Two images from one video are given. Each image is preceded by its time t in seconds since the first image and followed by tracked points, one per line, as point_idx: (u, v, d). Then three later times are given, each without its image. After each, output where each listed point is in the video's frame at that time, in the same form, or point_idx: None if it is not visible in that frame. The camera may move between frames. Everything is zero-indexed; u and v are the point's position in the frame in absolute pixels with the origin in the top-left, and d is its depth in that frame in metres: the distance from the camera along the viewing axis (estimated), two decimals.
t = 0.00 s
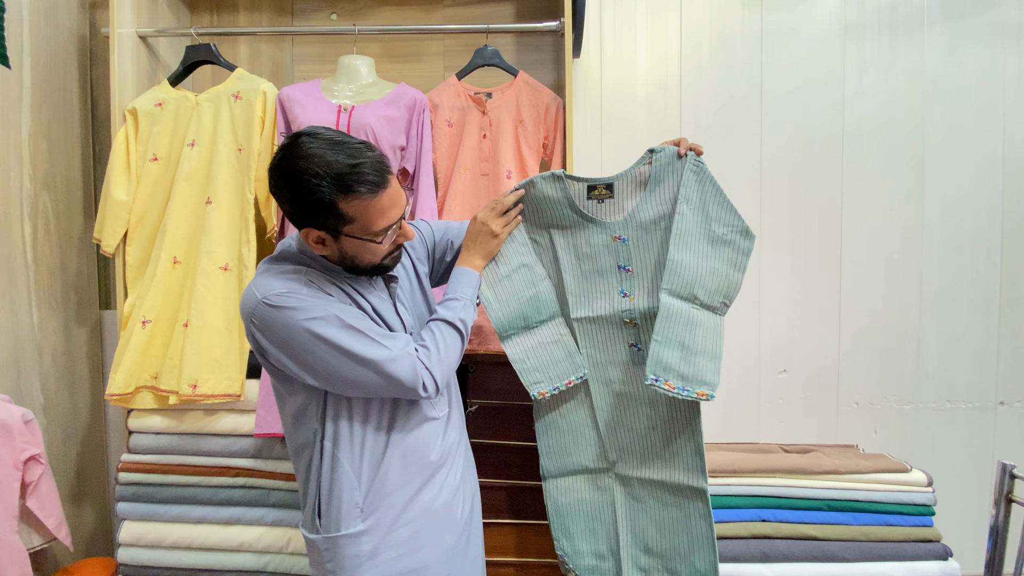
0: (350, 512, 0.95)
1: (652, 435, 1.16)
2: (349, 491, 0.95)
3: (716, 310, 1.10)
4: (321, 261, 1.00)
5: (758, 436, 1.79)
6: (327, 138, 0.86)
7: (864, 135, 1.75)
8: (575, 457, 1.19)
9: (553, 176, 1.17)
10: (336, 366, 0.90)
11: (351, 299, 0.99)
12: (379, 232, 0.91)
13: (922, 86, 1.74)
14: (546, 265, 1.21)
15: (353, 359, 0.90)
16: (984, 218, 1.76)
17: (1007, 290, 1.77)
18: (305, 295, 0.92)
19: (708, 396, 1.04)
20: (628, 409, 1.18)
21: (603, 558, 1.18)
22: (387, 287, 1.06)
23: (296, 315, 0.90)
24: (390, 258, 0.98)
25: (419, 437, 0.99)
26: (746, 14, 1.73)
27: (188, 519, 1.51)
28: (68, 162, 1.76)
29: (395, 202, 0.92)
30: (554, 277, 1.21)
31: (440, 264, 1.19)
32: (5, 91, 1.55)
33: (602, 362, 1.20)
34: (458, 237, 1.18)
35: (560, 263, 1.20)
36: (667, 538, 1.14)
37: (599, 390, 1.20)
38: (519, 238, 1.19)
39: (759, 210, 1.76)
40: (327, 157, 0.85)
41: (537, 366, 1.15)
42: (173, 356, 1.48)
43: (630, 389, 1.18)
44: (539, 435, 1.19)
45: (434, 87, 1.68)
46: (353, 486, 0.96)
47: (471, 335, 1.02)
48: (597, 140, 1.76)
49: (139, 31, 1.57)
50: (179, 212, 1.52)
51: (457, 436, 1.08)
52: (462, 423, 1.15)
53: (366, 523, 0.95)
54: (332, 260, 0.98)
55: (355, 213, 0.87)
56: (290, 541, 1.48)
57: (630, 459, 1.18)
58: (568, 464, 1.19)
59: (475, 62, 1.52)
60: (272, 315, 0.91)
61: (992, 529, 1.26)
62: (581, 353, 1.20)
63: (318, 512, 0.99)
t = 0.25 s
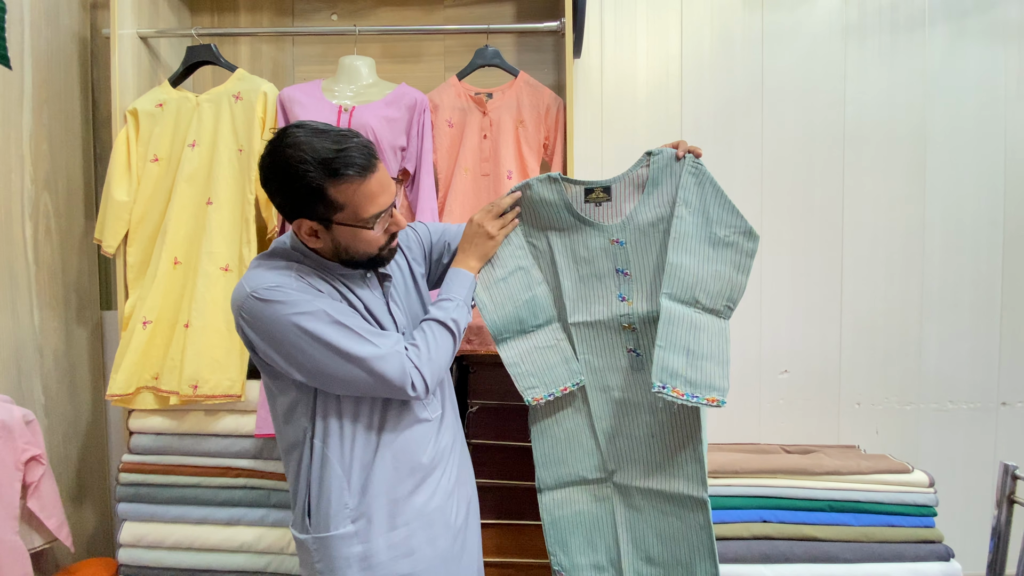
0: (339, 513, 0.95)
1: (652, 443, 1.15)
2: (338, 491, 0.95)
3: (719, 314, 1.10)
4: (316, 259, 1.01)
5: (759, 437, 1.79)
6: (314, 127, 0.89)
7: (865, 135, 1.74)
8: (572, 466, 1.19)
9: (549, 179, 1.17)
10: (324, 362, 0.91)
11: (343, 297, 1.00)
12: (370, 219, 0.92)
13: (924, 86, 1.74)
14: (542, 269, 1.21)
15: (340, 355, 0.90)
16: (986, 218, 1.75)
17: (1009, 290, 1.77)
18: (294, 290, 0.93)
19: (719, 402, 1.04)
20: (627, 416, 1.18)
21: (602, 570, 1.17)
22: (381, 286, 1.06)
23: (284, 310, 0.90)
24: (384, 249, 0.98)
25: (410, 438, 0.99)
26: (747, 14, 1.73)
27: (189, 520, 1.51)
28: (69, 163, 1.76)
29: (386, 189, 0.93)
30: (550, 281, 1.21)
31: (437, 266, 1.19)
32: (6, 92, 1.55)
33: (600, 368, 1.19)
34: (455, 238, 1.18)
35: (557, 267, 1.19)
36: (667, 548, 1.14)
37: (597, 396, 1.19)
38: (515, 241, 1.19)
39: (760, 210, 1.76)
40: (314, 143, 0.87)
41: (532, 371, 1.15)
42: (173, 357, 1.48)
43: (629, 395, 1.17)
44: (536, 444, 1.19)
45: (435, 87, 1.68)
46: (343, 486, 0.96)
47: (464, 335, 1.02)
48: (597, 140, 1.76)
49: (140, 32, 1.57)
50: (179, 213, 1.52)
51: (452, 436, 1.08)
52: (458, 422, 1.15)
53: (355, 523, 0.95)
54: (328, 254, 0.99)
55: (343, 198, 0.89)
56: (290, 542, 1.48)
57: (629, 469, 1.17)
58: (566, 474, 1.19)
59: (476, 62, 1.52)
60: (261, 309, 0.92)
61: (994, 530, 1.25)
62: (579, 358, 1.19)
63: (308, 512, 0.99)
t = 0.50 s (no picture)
0: (329, 514, 0.95)
1: (649, 447, 1.15)
2: (328, 491, 0.96)
3: (719, 315, 1.09)
4: (307, 256, 1.01)
5: (761, 437, 1.79)
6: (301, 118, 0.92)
7: (867, 134, 1.74)
8: (568, 472, 1.18)
9: (544, 179, 1.16)
10: (311, 359, 0.91)
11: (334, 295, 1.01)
12: (357, 207, 0.93)
13: (926, 85, 1.73)
14: (539, 270, 1.20)
15: (327, 352, 0.91)
16: (988, 217, 1.75)
17: (1011, 290, 1.76)
18: (283, 286, 0.94)
19: (709, 404, 1.05)
20: (624, 418, 1.17)
21: None
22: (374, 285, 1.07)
23: (272, 306, 0.91)
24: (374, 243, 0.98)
25: (401, 439, 0.98)
26: (749, 13, 1.73)
27: (190, 520, 1.51)
28: (70, 163, 1.76)
29: (373, 178, 0.94)
30: (547, 282, 1.20)
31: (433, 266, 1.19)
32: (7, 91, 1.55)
33: (597, 370, 1.19)
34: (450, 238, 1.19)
35: (553, 268, 1.19)
36: (666, 553, 1.13)
37: (593, 399, 1.19)
38: (510, 242, 1.19)
39: (762, 209, 1.75)
40: (299, 132, 0.90)
41: (525, 374, 1.15)
42: (175, 357, 1.48)
43: (626, 397, 1.17)
44: (531, 449, 1.17)
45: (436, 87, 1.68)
46: (332, 486, 0.96)
47: (456, 335, 1.02)
48: (598, 140, 1.76)
49: (141, 32, 1.57)
50: (181, 213, 1.52)
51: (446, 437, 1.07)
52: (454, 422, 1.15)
53: (344, 523, 0.95)
54: (318, 250, 1.00)
55: (329, 185, 0.90)
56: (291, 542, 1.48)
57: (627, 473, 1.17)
58: (561, 480, 1.17)
59: (477, 62, 1.52)
60: (249, 306, 0.92)
61: (997, 530, 1.25)
62: (576, 360, 1.19)
63: (299, 511, 0.99)
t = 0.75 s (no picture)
0: (317, 516, 0.95)
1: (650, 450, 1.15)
2: (315, 493, 0.96)
3: (719, 315, 1.07)
4: (297, 254, 1.03)
5: (763, 437, 1.78)
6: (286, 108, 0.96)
7: (870, 133, 1.73)
8: (568, 476, 1.17)
9: (539, 180, 1.16)
10: (299, 358, 0.92)
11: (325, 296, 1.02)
12: (336, 194, 0.94)
13: (929, 84, 1.72)
14: (535, 272, 1.20)
15: (315, 352, 0.91)
16: (992, 216, 1.74)
17: (1015, 289, 1.75)
18: (273, 284, 0.94)
19: (708, 406, 1.04)
20: (624, 421, 1.17)
21: None
22: (367, 287, 1.08)
23: (260, 303, 0.92)
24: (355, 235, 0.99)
25: (390, 443, 0.98)
26: (751, 11, 1.72)
27: (191, 520, 1.51)
28: (71, 163, 1.76)
29: (354, 167, 0.96)
30: (544, 285, 1.20)
31: (429, 267, 1.19)
32: (8, 91, 1.55)
33: (596, 373, 1.18)
34: (445, 240, 1.18)
35: (549, 270, 1.19)
36: (669, 557, 1.13)
37: (592, 402, 1.18)
38: (505, 245, 1.18)
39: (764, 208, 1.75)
40: (281, 119, 0.94)
41: (519, 378, 1.15)
42: (176, 357, 1.48)
43: (625, 400, 1.17)
44: (531, 455, 1.16)
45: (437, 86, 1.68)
46: (320, 488, 0.96)
47: (448, 338, 1.01)
48: (600, 139, 1.75)
49: (141, 31, 1.56)
50: (182, 212, 1.52)
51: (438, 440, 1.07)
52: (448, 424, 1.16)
53: (331, 525, 0.95)
54: (303, 243, 1.01)
55: (307, 170, 0.93)
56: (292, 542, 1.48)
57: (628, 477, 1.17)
58: (562, 485, 1.17)
59: (478, 61, 1.51)
60: (238, 302, 0.93)
61: (1000, 531, 1.24)
62: (574, 362, 1.19)
63: (287, 512, 1.00)
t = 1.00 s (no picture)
0: (303, 511, 0.98)
1: (653, 448, 1.14)
2: (301, 489, 0.98)
3: (718, 311, 1.07)
4: (289, 249, 1.05)
5: (765, 437, 1.77)
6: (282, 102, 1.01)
7: (874, 131, 1.72)
8: (571, 475, 1.17)
9: (536, 175, 1.15)
10: (282, 352, 0.93)
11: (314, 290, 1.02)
12: (317, 182, 0.96)
13: (933, 81, 1.71)
14: (534, 269, 1.19)
15: (298, 345, 0.92)
16: (996, 215, 1.73)
17: (1019, 288, 1.74)
18: (259, 276, 0.96)
19: (714, 403, 1.03)
20: (625, 419, 1.16)
21: None
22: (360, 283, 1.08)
23: (244, 295, 0.94)
24: (337, 225, 0.98)
25: (374, 442, 0.99)
26: (754, 8, 1.71)
27: (190, 520, 1.51)
28: (70, 161, 1.75)
29: (338, 157, 0.98)
30: (542, 282, 1.19)
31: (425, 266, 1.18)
32: (6, 89, 1.54)
33: (596, 370, 1.17)
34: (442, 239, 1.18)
35: (547, 266, 1.18)
36: (673, 557, 1.12)
37: (593, 400, 1.17)
38: (502, 241, 1.17)
39: (767, 207, 1.74)
40: (272, 109, 0.98)
41: (515, 380, 1.13)
42: (175, 356, 1.47)
43: (626, 397, 1.16)
44: (532, 454, 1.16)
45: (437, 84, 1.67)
46: (305, 484, 0.99)
47: (437, 335, 1.00)
48: (601, 137, 1.74)
49: (140, 29, 1.56)
50: (181, 211, 1.51)
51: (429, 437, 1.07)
52: (444, 420, 1.16)
53: (314, 520, 0.98)
54: (291, 235, 1.03)
55: (290, 157, 0.96)
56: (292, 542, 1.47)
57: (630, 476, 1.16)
58: (565, 484, 1.17)
59: (478, 58, 1.50)
60: (224, 294, 0.95)
61: (1004, 532, 1.23)
62: (574, 360, 1.18)
63: (275, 509, 1.03)
